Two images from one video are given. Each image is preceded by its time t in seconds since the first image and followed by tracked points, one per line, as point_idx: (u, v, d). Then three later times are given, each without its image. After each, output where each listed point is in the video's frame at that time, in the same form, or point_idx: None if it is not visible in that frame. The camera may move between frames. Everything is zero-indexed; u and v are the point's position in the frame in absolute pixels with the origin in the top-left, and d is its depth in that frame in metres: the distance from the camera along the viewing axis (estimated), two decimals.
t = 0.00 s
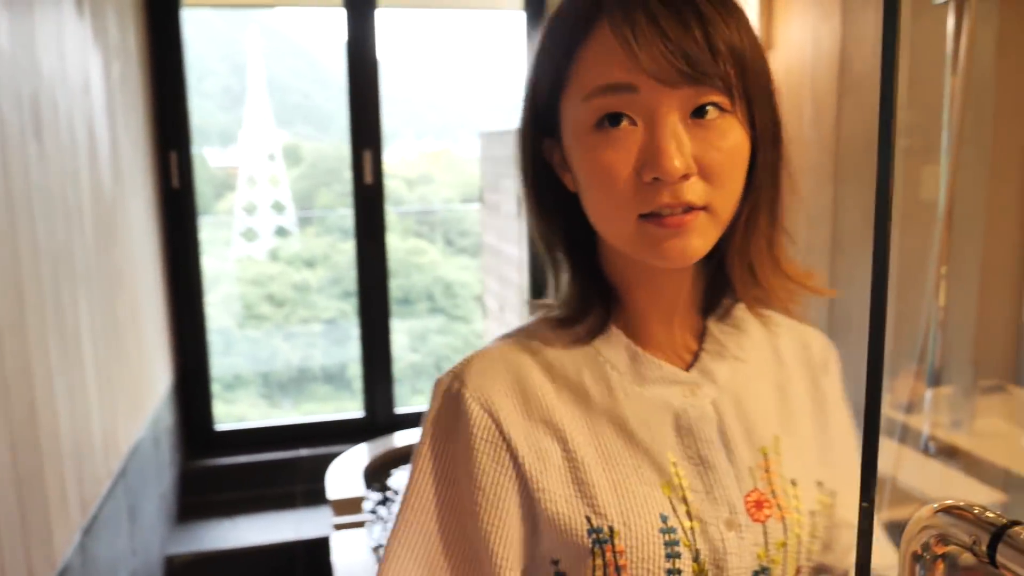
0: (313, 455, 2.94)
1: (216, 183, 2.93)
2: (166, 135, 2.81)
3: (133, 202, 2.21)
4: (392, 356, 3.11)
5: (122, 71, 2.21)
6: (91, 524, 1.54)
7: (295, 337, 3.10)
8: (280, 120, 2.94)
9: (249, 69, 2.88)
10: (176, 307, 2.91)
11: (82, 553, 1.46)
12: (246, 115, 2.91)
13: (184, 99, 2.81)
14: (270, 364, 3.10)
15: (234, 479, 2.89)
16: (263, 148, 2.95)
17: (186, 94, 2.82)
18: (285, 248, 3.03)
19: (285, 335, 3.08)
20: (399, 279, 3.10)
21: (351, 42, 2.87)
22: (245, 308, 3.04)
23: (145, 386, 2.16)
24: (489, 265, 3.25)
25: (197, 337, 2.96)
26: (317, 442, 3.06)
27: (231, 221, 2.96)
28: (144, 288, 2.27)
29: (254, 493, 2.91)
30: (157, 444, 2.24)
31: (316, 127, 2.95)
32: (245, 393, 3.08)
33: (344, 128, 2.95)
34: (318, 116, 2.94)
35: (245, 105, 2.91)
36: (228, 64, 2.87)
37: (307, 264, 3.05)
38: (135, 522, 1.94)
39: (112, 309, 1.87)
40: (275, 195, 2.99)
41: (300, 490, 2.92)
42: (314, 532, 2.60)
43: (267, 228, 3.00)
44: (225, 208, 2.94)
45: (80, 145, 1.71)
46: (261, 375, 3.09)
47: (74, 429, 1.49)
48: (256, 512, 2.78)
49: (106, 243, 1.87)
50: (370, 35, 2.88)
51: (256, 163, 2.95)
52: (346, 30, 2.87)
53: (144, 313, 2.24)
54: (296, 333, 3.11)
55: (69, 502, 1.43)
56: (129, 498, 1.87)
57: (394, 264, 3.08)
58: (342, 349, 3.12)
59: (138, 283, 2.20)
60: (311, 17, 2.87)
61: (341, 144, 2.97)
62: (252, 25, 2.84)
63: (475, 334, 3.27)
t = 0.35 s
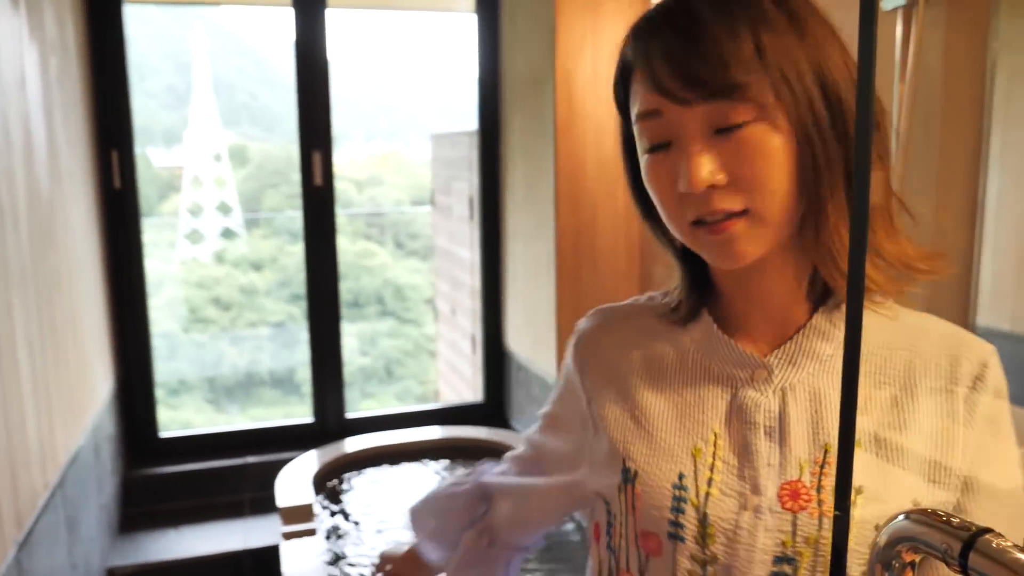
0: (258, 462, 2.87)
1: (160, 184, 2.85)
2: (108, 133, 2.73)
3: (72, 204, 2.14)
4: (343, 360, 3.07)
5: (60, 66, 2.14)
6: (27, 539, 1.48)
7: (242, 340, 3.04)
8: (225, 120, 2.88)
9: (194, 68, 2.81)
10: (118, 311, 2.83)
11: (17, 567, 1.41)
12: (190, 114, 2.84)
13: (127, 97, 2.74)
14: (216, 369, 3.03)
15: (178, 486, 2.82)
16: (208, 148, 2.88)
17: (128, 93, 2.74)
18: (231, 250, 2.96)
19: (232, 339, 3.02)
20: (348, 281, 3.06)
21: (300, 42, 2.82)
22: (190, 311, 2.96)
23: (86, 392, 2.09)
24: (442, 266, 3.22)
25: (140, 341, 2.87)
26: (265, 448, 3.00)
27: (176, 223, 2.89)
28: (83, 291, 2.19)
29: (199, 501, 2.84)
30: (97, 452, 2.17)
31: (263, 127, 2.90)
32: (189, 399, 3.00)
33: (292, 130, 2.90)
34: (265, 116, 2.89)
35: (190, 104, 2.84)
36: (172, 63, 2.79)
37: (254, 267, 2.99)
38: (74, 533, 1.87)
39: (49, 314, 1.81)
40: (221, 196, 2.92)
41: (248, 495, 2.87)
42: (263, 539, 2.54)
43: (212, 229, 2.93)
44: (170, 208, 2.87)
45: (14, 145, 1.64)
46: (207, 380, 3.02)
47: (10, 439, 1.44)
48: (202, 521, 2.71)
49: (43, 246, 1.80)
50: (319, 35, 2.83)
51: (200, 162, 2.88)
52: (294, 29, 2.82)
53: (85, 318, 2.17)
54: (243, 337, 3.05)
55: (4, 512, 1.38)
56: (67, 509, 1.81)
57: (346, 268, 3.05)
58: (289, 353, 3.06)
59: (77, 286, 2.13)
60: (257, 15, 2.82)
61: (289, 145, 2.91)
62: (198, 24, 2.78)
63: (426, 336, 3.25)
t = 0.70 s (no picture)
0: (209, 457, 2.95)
1: (107, 175, 2.78)
2: (54, 121, 2.66)
3: (17, 194, 2.08)
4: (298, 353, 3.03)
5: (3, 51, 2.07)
6: None
7: (191, 334, 2.96)
8: (173, 112, 2.81)
9: (143, 57, 2.74)
10: (65, 305, 2.76)
11: None
12: (139, 105, 2.77)
13: (73, 86, 2.66)
14: (164, 364, 2.95)
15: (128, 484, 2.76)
16: (157, 139, 2.81)
17: (75, 81, 2.66)
18: (181, 243, 2.90)
19: (181, 333, 2.95)
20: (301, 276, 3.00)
21: (254, 32, 2.78)
22: (138, 305, 2.89)
23: (30, 388, 2.03)
24: (398, 260, 3.21)
25: (87, 335, 2.80)
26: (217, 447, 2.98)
27: (122, 215, 2.82)
28: (28, 285, 2.13)
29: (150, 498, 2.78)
30: (44, 448, 2.11)
31: (213, 118, 2.84)
32: (137, 393, 2.92)
33: (245, 121, 2.84)
34: (216, 108, 2.83)
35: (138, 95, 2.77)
36: (120, 51, 2.72)
37: (203, 260, 2.92)
38: (19, 532, 1.82)
39: None
40: (170, 188, 2.86)
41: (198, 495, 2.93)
42: (215, 538, 2.50)
43: (160, 222, 2.86)
44: (116, 200, 2.80)
45: None
46: (155, 374, 2.94)
47: None
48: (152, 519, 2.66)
49: None
50: (274, 25, 2.79)
51: (148, 153, 2.81)
52: (247, 20, 2.77)
53: (31, 312, 2.11)
54: (193, 331, 2.97)
55: None
56: (12, 507, 1.75)
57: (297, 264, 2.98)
58: (241, 347, 3.00)
59: (23, 279, 2.07)
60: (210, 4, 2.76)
61: (240, 136, 2.85)
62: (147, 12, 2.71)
63: (379, 331, 3.21)
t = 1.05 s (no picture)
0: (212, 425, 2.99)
1: (106, 148, 2.76)
2: (57, 91, 2.65)
3: (20, 166, 2.07)
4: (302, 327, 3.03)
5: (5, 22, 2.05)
6: None
7: (191, 309, 2.96)
8: (173, 85, 2.77)
9: (142, 28, 2.70)
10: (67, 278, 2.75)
11: None
12: (138, 77, 2.74)
13: (76, 57, 2.64)
14: (164, 338, 2.95)
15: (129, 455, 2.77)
16: (154, 112, 2.78)
17: (78, 52, 2.65)
18: (180, 218, 2.88)
19: (180, 307, 2.94)
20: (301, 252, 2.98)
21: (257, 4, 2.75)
22: (139, 279, 2.88)
23: (36, 358, 2.03)
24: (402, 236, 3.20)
25: (91, 306, 2.81)
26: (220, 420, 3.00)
27: (121, 188, 2.80)
28: (32, 257, 2.12)
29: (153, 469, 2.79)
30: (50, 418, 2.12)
31: (211, 91, 2.80)
32: (137, 366, 2.93)
33: (245, 95, 2.81)
34: (215, 82, 2.80)
35: (136, 67, 2.73)
36: (119, 23, 2.69)
37: (203, 235, 2.92)
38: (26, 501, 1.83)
39: None
40: (170, 161, 2.83)
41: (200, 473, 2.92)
42: (219, 508, 2.52)
43: (160, 195, 2.85)
44: (115, 173, 2.78)
45: None
46: (154, 348, 2.95)
47: None
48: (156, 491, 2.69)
49: None
50: None
51: (147, 126, 2.78)
52: None
53: (36, 283, 2.11)
54: (192, 305, 2.97)
55: None
56: (19, 477, 1.76)
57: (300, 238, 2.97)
58: (240, 321, 3.00)
59: (27, 252, 2.06)
60: None
61: (239, 110, 2.83)
62: None
63: (379, 307, 3.22)
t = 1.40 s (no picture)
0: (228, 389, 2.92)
1: (117, 110, 2.74)
2: (70, 50, 2.62)
3: (36, 124, 2.06)
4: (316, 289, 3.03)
5: None
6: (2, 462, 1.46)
7: (203, 271, 2.98)
8: (182, 46, 2.74)
9: None
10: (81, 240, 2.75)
11: None
12: (148, 39, 2.71)
13: (89, 17, 2.61)
14: (177, 300, 2.97)
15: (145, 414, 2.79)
16: (165, 74, 2.75)
17: (91, 12, 2.62)
18: (191, 180, 2.88)
19: (192, 269, 2.96)
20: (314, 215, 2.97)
21: None
22: (152, 241, 2.89)
23: (54, 318, 2.04)
24: (414, 197, 3.32)
25: (106, 266, 2.80)
26: (238, 377, 3.00)
27: (133, 149, 2.79)
28: (49, 219, 2.13)
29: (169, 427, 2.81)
30: (68, 378, 2.13)
31: (221, 53, 2.78)
32: (151, 328, 2.94)
33: (257, 56, 2.79)
34: (224, 42, 2.77)
35: (147, 28, 2.70)
36: None
37: (214, 197, 2.92)
38: (47, 458, 1.85)
39: (16, 241, 1.75)
40: (180, 123, 2.82)
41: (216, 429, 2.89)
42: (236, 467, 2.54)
43: (171, 157, 2.84)
44: (127, 135, 2.77)
45: None
46: (167, 310, 2.96)
47: None
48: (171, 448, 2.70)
49: (7, 174, 1.73)
50: None
51: (157, 88, 2.76)
52: None
53: (52, 244, 2.11)
54: (204, 267, 2.98)
55: None
56: (40, 434, 1.78)
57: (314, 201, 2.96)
58: (252, 284, 3.02)
59: (43, 214, 2.07)
60: None
61: (250, 72, 2.81)
62: None
63: (390, 271, 3.32)
